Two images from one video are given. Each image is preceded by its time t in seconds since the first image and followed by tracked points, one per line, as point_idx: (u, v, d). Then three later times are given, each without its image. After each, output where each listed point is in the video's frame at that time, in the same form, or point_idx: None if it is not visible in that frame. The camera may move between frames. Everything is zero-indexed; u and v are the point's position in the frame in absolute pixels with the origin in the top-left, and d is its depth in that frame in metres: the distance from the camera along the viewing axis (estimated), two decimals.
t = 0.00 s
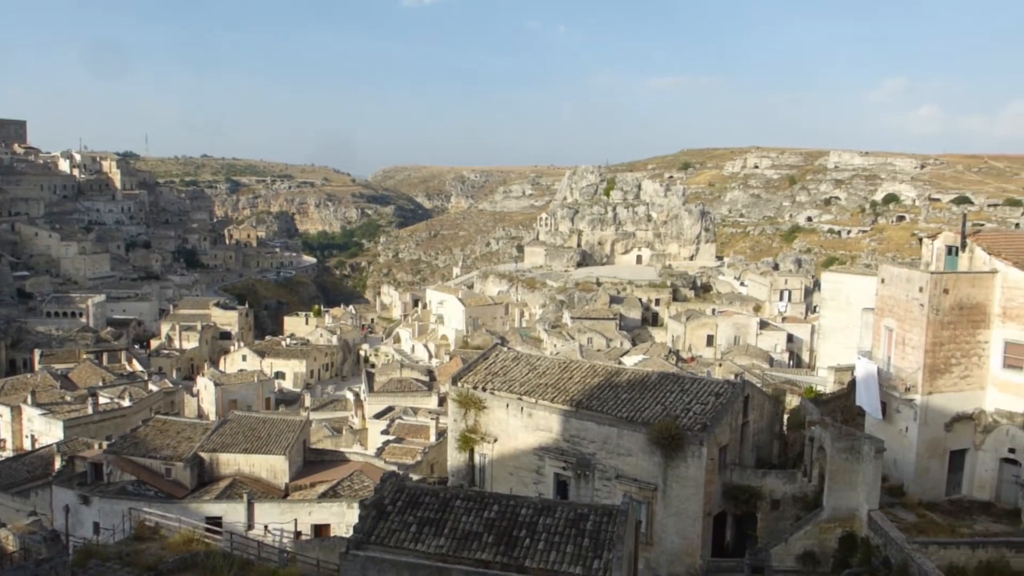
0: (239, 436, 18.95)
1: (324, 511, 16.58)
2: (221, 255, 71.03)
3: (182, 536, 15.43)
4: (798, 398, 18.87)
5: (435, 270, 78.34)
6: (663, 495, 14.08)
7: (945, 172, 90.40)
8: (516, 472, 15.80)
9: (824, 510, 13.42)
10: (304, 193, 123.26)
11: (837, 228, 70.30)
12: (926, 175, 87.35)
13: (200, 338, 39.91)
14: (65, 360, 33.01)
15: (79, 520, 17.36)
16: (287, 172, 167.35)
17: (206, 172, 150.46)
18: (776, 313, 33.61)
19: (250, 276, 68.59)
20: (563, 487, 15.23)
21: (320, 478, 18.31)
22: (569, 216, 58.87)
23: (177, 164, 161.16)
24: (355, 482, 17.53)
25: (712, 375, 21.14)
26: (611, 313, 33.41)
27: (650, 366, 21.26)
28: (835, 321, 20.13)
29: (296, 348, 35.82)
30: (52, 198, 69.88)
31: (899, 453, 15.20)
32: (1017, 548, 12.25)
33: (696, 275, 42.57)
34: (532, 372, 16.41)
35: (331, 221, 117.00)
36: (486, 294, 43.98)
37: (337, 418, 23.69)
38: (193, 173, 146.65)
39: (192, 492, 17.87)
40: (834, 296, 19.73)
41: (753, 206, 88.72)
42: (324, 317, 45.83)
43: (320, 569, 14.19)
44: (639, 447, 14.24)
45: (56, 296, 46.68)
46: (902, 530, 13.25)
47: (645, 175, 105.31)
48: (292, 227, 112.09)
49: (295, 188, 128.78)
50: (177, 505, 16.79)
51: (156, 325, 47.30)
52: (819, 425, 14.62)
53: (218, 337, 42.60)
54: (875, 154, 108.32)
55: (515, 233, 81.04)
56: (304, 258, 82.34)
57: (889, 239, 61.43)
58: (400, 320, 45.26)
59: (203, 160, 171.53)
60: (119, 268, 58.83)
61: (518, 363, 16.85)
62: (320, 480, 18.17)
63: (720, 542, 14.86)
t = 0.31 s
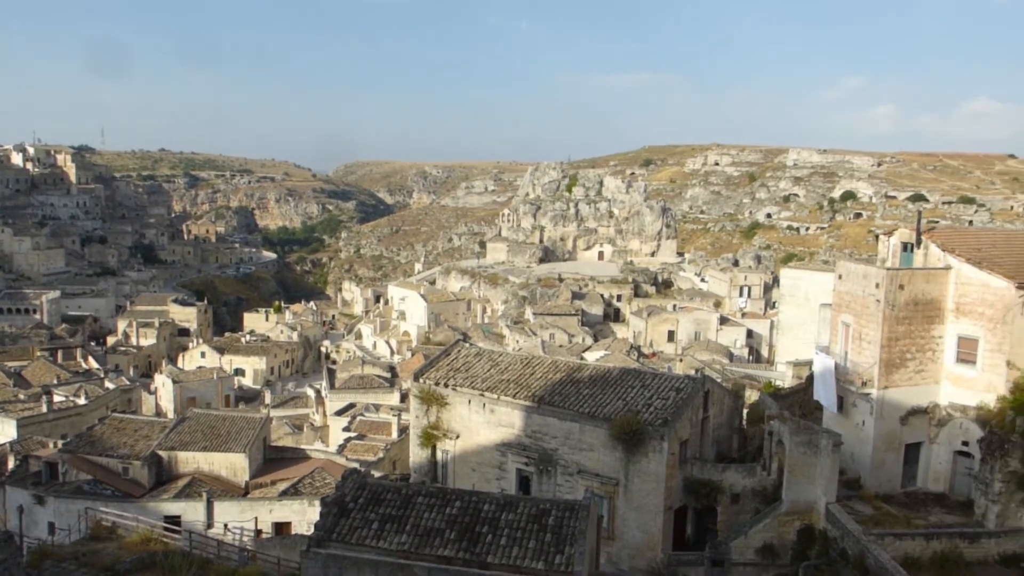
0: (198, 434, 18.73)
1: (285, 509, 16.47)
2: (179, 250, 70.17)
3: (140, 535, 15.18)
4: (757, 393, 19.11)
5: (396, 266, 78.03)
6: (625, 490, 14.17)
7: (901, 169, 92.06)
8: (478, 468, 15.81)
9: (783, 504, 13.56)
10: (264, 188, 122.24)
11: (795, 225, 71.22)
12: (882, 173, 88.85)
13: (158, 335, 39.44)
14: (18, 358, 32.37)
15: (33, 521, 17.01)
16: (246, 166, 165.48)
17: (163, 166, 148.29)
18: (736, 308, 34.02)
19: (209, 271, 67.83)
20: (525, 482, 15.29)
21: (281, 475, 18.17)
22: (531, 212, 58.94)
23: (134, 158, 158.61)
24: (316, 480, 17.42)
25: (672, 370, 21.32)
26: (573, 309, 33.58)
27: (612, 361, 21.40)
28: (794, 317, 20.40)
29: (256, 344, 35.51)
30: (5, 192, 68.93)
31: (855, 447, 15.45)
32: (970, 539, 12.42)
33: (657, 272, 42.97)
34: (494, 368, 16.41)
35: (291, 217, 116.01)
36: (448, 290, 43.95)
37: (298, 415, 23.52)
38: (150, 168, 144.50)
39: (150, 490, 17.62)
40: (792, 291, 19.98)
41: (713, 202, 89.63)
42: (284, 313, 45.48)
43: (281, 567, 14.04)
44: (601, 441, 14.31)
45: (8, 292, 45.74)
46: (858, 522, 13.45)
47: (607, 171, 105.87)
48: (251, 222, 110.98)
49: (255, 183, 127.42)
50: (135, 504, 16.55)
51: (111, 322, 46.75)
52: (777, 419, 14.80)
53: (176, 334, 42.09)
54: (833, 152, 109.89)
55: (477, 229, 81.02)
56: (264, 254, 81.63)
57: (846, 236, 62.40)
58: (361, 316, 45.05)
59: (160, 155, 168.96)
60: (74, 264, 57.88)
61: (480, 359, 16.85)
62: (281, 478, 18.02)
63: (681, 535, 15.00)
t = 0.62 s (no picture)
0: (158, 434, 18.49)
1: (247, 510, 16.32)
2: (137, 248, 69.22)
3: (99, 538, 14.87)
4: (719, 386, 19.31)
5: (359, 263, 77.61)
6: (588, 485, 14.22)
7: (858, 165, 93.51)
8: (442, 465, 15.78)
9: (745, 496, 13.68)
10: (224, 185, 120.85)
11: (755, 220, 71.96)
12: (840, 169, 90.18)
13: (115, 335, 38.89)
14: None
15: None
16: (204, 163, 163.42)
17: (119, 163, 145.95)
18: (698, 303, 34.35)
19: (167, 270, 66.97)
20: (490, 478, 15.29)
21: (242, 475, 18.00)
22: (494, 209, 58.72)
23: (88, 154, 155.88)
24: (279, 479, 17.28)
25: (635, 365, 21.48)
26: (536, 305, 33.67)
27: (576, 357, 21.48)
28: (755, 311, 20.63)
29: (216, 343, 35.14)
30: None
31: (815, 438, 15.65)
32: (927, 527, 12.60)
33: (619, 267, 43.23)
34: (457, 364, 16.39)
35: (252, 214, 114.84)
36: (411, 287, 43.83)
37: (260, 415, 23.33)
38: (105, 165, 142.17)
39: (109, 492, 17.34)
40: (753, 285, 20.21)
41: (674, 198, 90.33)
42: (245, 311, 45.03)
43: (244, 568, 13.84)
44: (564, 437, 14.34)
45: None
46: (819, 513, 13.64)
47: (569, 167, 106.14)
48: (211, 220, 109.71)
49: (214, 180, 125.90)
50: (93, 507, 16.25)
51: (68, 321, 45.97)
52: (738, 412, 14.95)
53: (134, 333, 41.50)
54: (792, 148, 111.20)
55: (439, 226, 80.87)
56: (224, 252, 80.77)
57: (805, 231, 63.23)
58: (323, 314, 44.76)
59: (116, 151, 166.21)
60: (28, 263, 56.77)
61: (444, 356, 16.81)
62: (243, 477, 17.86)
63: (645, 528, 15.10)
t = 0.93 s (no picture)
0: (110, 436, 18.18)
1: (202, 511, 16.11)
2: (86, 248, 67.93)
3: (49, 542, 14.40)
4: (676, 380, 19.48)
5: (315, 260, 77.02)
6: (547, 480, 14.26)
7: (810, 161, 95.00)
8: (400, 463, 15.73)
9: (701, 489, 13.79)
10: (176, 182, 119.04)
11: (711, 216, 72.70)
12: (793, 164, 91.56)
13: (65, 335, 38.16)
14: None
15: None
16: (156, 160, 160.76)
17: (67, 160, 142.95)
18: (655, 298, 34.66)
19: (118, 269, 65.83)
20: (448, 475, 15.26)
21: (197, 476, 17.78)
22: (451, 205, 58.20)
23: (35, 151, 152.34)
24: (234, 479, 17.11)
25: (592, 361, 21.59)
26: (494, 301, 33.71)
27: (533, 353, 21.52)
28: (710, 305, 20.84)
29: (169, 343, 34.64)
30: None
31: (769, 430, 15.85)
32: (879, 516, 12.79)
33: (576, 263, 43.45)
34: (415, 361, 16.32)
35: (205, 211, 113.27)
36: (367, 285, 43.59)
37: (215, 415, 23.06)
38: (52, 162, 139.14)
39: (59, 496, 16.98)
40: (708, 280, 20.40)
41: (631, 194, 90.97)
42: (198, 311, 44.46)
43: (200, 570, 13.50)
44: (522, 433, 14.38)
45: None
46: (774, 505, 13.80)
47: (525, 163, 106.38)
48: (162, 218, 108.00)
49: (166, 177, 123.94)
50: (43, 511, 15.88)
51: (15, 322, 44.97)
52: (694, 406, 15.08)
53: (84, 333, 40.75)
54: (746, 144, 112.52)
55: (396, 222, 80.53)
56: (177, 250, 79.62)
57: (759, 226, 64.05)
58: (279, 312, 44.32)
59: (64, 148, 162.77)
60: None
61: (401, 354, 16.73)
62: (197, 479, 17.64)
63: (603, 522, 15.19)
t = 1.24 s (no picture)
0: (59, 440, 17.82)
1: (156, 514, 15.88)
2: (32, 248, 66.42)
3: None
4: (631, 375, 19.63)
5: (268, 259, 76.26)
6: (505, 476, 14.29)
7: (762, 156, 96.31)
8: (357, 462, 15.65)
9: (658, 482, 13.91)
10: (125, 180, 116.92)
11: (665, 211, 73.38)
12: (746, 160, 92.76)
13: (11, 337, 37.32)
14: None
15: None
16: (103, 158, 157.69)
17: (10, 158, 139.51)
18: (610, 294, 34.91)
19: (66, 269, 64.51)
20: (406, 473, 15.22)
21: (150, 480, 17.52)
22: (406, 202, 58.22)
23: None
24: (189, 482, 16.88)
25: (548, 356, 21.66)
26: (450, 298, 33.69)
27: (489, 350, 21.55)
28: (665, 300, 21.03)
29: (120, 344, 34.06)
30: None
31: (724, 423, 16.03)
32: (832, 506, 12.99)
33: (532, 260, 43.57)
34: (371, 360, 16.22)
35: (155, 210, 111.41)
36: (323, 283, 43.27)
37: (167, 417, 22.74)
38: None
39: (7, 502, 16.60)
40: (662, 275, 20.56)
41: (586, 190, 91.41)
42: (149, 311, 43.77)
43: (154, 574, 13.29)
44: (480, 429, 14.38)
45: None
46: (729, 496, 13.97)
47: (481, 159, 106.34)
48: (111, 216, 105.98)
49: (114, 175, 121.71)
50: None
51: None
52: (650, 400, 15.19)
53: (31, 335, 39.88)
54: (699, 140, 113.71)
55: (351, 220, 80.03)
56: (126, 250, 78.23)
57: (713, 221, 64.78)
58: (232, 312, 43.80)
59: (8, 146, 158.81)
60: None
61: (357, 352, 16.62)
62: (150, 482, 17.38)
63: (561, 518, 15.25)
